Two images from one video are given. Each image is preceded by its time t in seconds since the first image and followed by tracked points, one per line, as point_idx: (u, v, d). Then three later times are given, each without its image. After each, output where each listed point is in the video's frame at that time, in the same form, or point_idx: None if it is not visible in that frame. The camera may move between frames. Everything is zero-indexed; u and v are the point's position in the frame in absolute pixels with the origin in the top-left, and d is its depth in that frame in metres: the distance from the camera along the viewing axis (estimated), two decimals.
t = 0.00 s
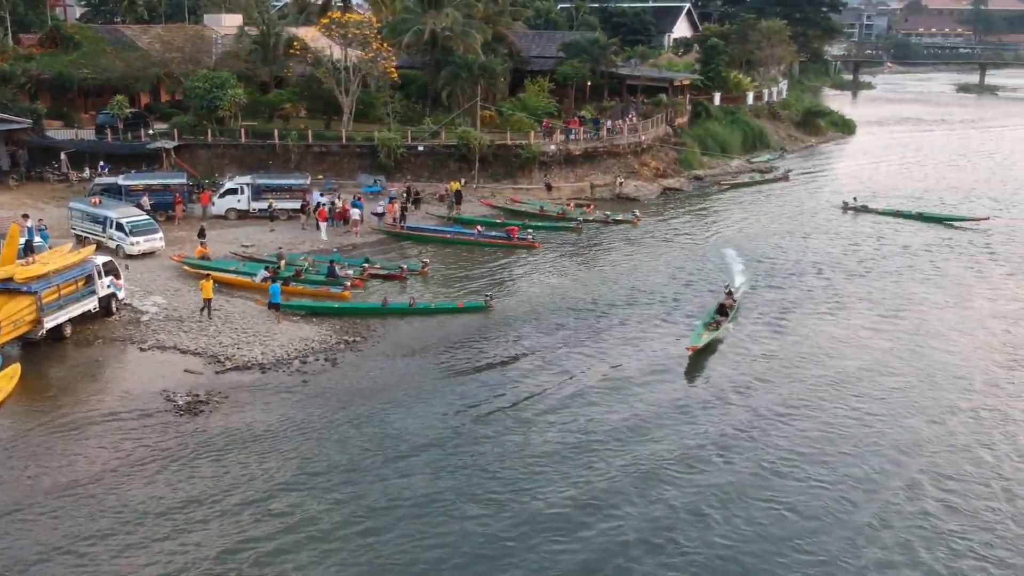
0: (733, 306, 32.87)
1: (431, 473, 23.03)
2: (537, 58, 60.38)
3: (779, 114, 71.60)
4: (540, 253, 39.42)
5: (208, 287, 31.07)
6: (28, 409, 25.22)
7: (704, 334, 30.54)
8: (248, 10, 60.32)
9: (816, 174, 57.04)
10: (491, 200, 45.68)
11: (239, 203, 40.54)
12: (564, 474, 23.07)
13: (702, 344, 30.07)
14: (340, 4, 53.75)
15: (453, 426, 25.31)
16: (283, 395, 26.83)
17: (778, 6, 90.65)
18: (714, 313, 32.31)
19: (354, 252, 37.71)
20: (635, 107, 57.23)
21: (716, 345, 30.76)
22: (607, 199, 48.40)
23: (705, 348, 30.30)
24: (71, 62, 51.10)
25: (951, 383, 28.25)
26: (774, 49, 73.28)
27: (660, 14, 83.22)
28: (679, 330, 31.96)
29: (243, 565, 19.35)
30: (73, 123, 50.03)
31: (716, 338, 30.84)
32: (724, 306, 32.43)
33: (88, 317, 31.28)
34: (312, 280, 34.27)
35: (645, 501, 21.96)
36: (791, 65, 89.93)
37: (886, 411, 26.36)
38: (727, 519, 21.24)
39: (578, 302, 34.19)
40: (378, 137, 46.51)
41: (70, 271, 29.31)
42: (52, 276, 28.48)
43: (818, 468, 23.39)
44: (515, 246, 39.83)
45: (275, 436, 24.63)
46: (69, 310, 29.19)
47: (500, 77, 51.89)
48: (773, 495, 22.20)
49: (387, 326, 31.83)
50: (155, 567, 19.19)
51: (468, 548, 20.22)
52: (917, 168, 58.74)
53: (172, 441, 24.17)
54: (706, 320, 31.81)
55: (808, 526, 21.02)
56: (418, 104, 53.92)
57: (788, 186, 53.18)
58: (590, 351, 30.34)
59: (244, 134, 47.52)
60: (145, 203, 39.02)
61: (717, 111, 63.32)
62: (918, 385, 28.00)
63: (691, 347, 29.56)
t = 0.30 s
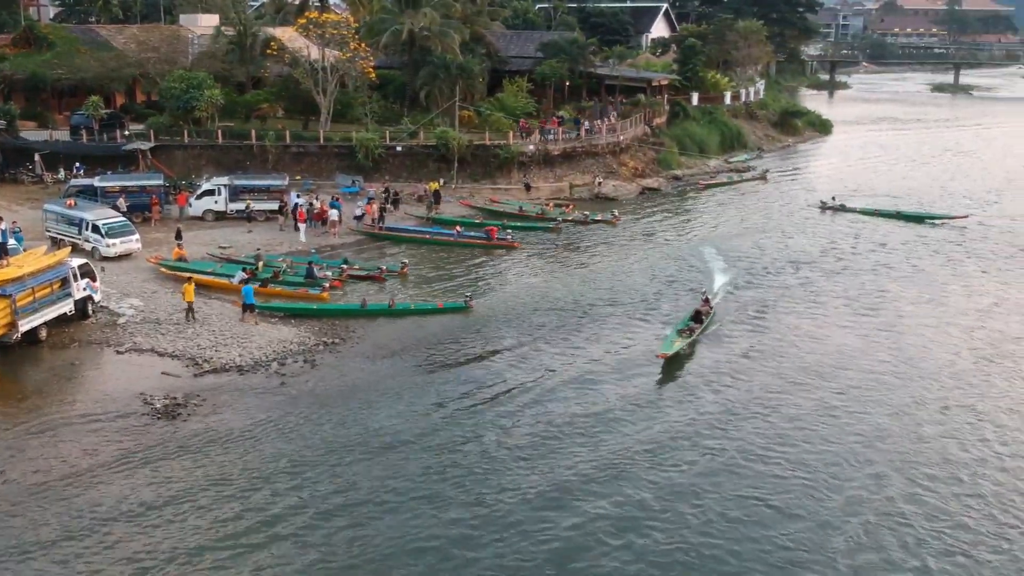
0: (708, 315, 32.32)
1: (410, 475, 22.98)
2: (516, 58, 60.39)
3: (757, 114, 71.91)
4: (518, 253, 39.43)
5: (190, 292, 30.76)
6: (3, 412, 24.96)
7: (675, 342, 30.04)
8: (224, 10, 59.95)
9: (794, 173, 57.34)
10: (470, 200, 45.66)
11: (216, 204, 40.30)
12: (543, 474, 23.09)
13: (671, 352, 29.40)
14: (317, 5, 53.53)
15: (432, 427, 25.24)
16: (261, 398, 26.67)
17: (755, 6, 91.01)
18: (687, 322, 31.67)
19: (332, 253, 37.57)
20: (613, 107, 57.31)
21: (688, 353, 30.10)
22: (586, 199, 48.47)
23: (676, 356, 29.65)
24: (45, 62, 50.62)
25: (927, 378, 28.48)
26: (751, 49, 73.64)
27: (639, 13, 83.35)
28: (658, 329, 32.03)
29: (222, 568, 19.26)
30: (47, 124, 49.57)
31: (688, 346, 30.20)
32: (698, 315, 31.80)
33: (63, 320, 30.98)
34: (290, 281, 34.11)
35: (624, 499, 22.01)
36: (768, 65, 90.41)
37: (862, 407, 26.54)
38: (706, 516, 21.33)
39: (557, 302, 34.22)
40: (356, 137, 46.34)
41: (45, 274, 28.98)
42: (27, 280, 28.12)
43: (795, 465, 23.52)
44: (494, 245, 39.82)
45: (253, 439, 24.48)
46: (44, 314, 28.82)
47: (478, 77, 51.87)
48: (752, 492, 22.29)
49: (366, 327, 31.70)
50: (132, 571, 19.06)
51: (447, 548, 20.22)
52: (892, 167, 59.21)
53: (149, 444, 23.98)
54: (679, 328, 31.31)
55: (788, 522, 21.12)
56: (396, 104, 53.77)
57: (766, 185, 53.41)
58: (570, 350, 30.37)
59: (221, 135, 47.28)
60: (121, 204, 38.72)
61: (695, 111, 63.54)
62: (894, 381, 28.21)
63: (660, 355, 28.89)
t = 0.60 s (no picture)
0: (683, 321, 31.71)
1: (389, 476, 22.92)
2: (493, 58, 60.37)
3: (734, 114, 72.22)
4: (497, 253, 39.43)
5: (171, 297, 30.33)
6: None
7: (648, 349, 29.39)
8: (200, 10, 59.53)
9: (771, 173, 57.66)
10: (449, 200, 45.63)
11: (192, 206, 40.03)
12: (523, 473, 23.12)
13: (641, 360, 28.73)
14: (294, 4, 53.24)
15: (412, 428, 25.17)
16: (239, 400, 26.48)
17: (731, 6, 91.43)
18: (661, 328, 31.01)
19: (310, 254, 37.41)
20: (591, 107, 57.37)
21: (666, 354, 29.91)
22: (565, 199, 48.56)
23: (647, 363, 29.03)
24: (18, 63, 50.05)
25: (903, 374, 28.72)
26: (727, 49, 73.99)
27: (616, 14, 83.48)
28: (637, 328, 32.12)
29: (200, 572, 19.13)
30: (20, 125, 49.05)
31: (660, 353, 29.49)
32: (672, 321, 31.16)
33: (38, 323, 30.64)
34: (268, 283, 33.92)
35: (604, 498, 22.06)
36: (745, 65, 90.86)
37: (839, 404, 26.73)
38: (685, 513, 21.42)
39: (536, 301, 34.24)
40: (333, 137, 46.14)
41: (20, 277, 28.56)
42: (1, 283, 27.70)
43: (773, 461, 23.66)
44: (473, 246, 39.80)
45: (230, 442, 24.31)
46: (19, 317, 28.41)
47: (456, 77, 51.83)
48: (731, 489, 22.39)
49: (345, 329, 31.56)
50: None
51: (427, 548, 20.19)
52: (868, 166, 59.70)
53: (126, 448, 23.75)
54: (652, 334, 30.66)
55: (766, 518, 21.25)
56: (374, 104, 53.60)
57: (743, 185, 53.67)
58: (549, 350, 30.39)
59: (197, 135, 46.97)
60: (96, 206, 38.39)
61: (673, 111, 63.77)
62: (871, 377, 28.42)
63: (629, 363, 28.22)
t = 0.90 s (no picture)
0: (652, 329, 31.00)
1: (365, 479, 22.82)
2: (467, 58, 60.34)
3: (706, 114, 72.51)
4: (472, 253, 39.41)
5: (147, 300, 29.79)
6: None
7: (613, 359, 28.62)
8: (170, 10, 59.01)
9: (743, 172, 58.03)
10: (424, 201, 45.59)
11: (164, 208, 39.70)
12: (499, 473, 23.10)
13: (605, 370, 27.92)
14: (265, 4, 52.87)
15: (387, 431, 25.06)
16: (212, 404, 26.20)
17: (703, 6, 91.87)
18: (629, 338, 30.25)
19: (284, 256, 37.21)
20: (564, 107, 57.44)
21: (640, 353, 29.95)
22: (539, 199, 48.68)
23: (613, 374, 28.26)
24: None
25: (875, 369, 28.95)
26: (699, 49, 74.33)
27: (589, 14, 83.55)
28: (611, 327, 32.21)
29: None
30: None
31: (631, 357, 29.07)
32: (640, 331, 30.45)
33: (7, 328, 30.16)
34: (241, 285, 33.66)
35: (580, 497, 22.09)
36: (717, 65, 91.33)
37: (813, 399, 26.89)
38: (661, 512, 21.48)
39: (510, 301, 34.24)
40: (306, 138, 45.88)
41: None
42: None
43: (748, 458, 23.74)
44: (448, 246, 39.76)
45: (201, 448, 24.02)
46: None
47: (430, 77, 51.75)
48: (706, 487, 22.48)
49: (319, 331, 31.35)
50: None
51: (404, 551, 20.12)
52: (840, 165, 60.19)
53: (97, 454, 23.43)
54: (618, 344, 29.91)
55: (742, 514, 21.38)
56: (347, 104, 53.38)
57: (717, 184, 53.96)
58: (524, 350, 30.39)
59: (168, 136, 46.60)
60: (66, 209, 37.96)
61: (646, 111, 64.03)
62: (843, 373, 28.64)
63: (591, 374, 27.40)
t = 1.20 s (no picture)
0: (620, 337, 30.21)
1: (340, 480, 22.69)
2: (440, 59, 60.30)
3: (678, 114, 72.73)
4: (447, 254, 39.37)
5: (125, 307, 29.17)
6: None
7: (579, 368, 27.84)
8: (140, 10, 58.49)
9: (716, 171, 58.38)
10: (397, 202, 45.53)
11: (135, 209, 39.34)
12: (475, 473, 23.07)
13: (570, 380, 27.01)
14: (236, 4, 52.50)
15: (361, 432, 24.92)
16: (185, 408, 25.91)
17: (675, 6, 92.33)
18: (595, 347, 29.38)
19: (256, 257, 36.98)
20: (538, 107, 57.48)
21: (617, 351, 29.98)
22: (513, 199, 48.75)
23: (577, 383, 27.55)
24: None
25: (847, 364, 29.22)
26: (672, 49, 74.69)
27: (561, 14, 83.66)
28: (585, 326, 32.27)
29: None
30: None
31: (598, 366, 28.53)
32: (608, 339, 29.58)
33: None
34: (214, 287, 33.38)
35: (556, 496, 22.13)
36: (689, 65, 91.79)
37: (785, 395, 27.08)
38: (637, 509, 21.56)
39: (484, 301, 34.24)
40: (278, 139, 45.61)
41: None
42: None
43: (722, 455, 23.85)
44: (423, 247, 39.68)
45: (176, 452, 23.74)
46: None
47: (403, 77, 51.66)
48: (682, 484, 22.58)
49: (293, 333, 31.14)
50: None
51: (381, 552, 20.05)
52: (812, 164, 60.69)
53: (68, 461, 23.08)
54: (584, 351, 29.17)
55: (717, 510, 21.49)
56: (320, 105, 53.14)
57: (689, 184, 54.25)
58: (499, 349, 30.38)
59: (139, 138, 46.22)
60: (35, 211, 37.50)
61: (619, 111, 64.25)
62: (816, 368, 28.88)
63: (555, 384, 26.46)
